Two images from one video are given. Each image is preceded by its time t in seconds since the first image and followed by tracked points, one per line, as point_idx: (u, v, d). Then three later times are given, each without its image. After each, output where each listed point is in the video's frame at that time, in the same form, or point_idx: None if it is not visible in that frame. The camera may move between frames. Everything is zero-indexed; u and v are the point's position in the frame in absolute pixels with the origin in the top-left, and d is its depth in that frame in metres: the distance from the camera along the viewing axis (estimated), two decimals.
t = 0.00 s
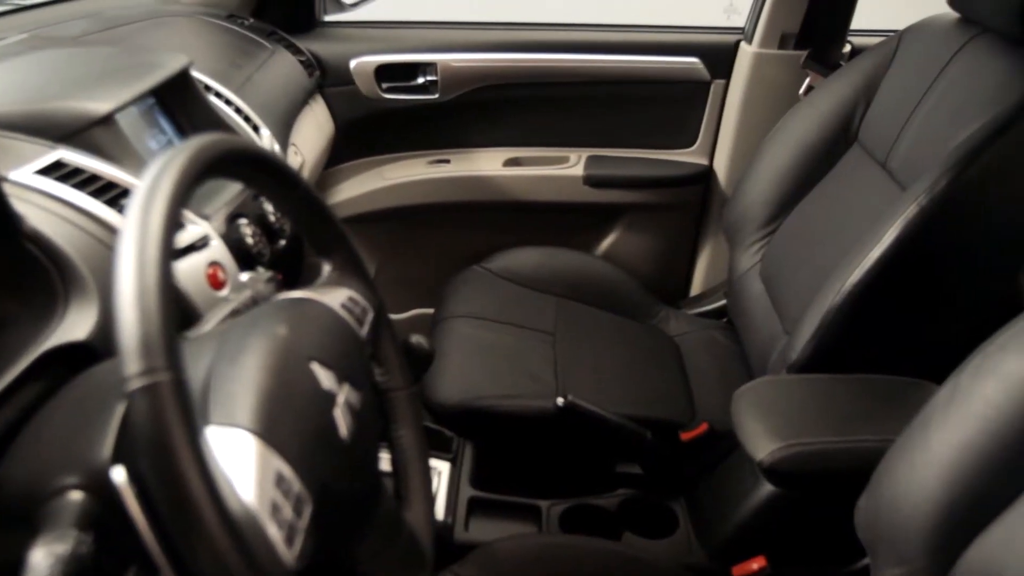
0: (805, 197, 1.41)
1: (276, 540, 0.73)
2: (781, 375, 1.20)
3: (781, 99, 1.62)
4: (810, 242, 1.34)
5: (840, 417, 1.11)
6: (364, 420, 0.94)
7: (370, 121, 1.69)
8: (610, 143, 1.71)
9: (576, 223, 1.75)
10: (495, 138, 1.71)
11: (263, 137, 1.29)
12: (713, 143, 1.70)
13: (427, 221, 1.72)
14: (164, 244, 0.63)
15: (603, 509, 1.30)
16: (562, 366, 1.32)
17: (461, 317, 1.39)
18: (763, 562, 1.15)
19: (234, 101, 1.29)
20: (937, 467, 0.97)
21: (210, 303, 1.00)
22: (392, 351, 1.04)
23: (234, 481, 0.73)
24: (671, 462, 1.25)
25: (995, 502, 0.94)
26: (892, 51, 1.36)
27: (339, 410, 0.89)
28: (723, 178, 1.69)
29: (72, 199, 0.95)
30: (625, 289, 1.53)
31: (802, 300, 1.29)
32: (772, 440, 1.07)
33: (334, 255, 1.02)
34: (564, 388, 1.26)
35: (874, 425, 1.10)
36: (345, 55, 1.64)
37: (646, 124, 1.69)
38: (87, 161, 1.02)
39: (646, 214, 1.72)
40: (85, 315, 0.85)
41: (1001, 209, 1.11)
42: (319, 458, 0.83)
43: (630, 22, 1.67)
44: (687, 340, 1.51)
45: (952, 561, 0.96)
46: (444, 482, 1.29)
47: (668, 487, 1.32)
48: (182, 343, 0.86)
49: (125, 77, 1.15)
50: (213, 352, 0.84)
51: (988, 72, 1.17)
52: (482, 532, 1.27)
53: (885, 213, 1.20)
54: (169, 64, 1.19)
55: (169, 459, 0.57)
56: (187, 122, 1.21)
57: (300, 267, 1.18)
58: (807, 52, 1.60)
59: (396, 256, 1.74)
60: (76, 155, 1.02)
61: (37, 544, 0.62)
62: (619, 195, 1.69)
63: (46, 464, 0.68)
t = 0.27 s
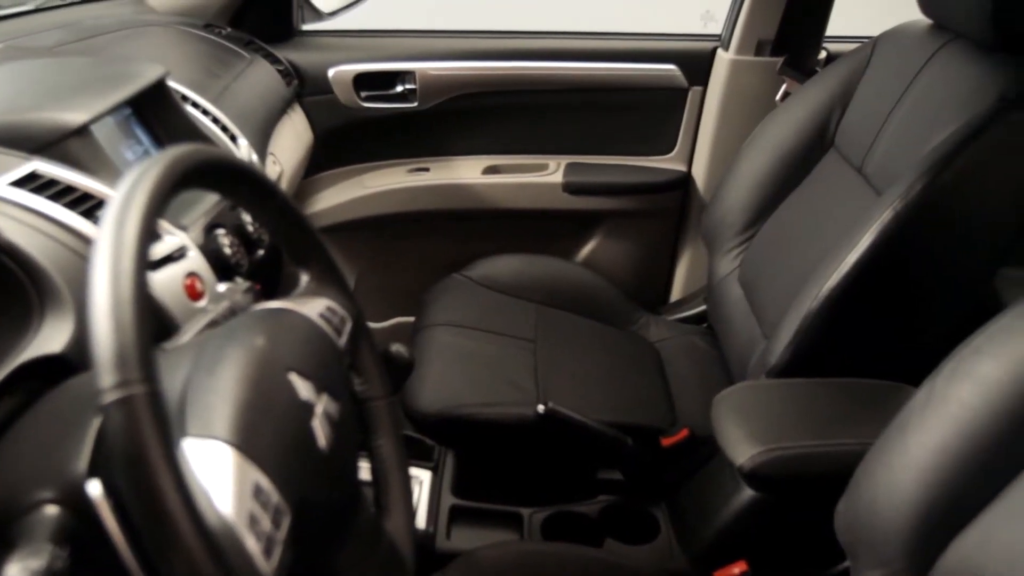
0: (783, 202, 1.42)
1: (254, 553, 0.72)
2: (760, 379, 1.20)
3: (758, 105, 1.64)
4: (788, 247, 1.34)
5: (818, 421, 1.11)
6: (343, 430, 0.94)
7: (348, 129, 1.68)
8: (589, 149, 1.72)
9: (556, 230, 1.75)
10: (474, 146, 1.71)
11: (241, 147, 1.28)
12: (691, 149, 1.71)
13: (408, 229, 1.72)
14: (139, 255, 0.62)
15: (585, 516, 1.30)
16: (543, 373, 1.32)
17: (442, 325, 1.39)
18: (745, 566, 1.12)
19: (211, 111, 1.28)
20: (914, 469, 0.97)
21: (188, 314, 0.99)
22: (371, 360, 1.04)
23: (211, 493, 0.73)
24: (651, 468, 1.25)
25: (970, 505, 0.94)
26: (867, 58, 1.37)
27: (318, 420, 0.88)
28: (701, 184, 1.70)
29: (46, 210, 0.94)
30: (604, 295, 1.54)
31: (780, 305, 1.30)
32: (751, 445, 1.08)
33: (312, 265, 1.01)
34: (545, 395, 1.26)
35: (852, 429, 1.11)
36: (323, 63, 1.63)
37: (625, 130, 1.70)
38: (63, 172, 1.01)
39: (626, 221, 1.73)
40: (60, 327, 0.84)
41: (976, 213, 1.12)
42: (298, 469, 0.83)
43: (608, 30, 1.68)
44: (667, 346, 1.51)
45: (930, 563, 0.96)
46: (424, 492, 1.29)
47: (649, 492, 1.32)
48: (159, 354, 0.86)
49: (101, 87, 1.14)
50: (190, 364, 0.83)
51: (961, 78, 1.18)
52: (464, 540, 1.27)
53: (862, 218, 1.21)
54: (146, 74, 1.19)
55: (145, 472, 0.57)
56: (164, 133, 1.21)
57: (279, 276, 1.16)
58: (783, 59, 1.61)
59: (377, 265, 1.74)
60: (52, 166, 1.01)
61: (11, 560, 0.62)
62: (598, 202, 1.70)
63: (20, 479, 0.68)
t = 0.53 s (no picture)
0: (758, 208, 1.43)
1: (229, 566, 0.72)
2: (736, 385, 1.21)
3: (731, 112, 1.65)
4: (763, 253, 1.35)
5: (794, 425, 1.12)
6: (318, 440, 0.93)
7: (324, 138, 1.67)
8: (565, 157, 1.72)
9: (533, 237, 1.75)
10: (451, 154, 1.71)
11: (215, 158, 1.28)
12: (666, 156, 1.72)
13: (385, 238, 1.71)
14: (109, 268, 0.61)
15: (563, 523, 1.30)
16: (521, 381, 1.32)
17: (419, 334, 1.39)
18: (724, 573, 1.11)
19: (184, 122, 1.28)
20: (890, 472, 0.98)
21: (162, 326, 0.98)
22: (347, 369, 1.04)
23: (184, 506, 0.72)
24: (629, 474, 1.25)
25: (944, 507, 0.95)
26: (839, 64, 1.38)
27: (292, 432, 0.88)
28: (676, 190, 1.71)
29: (16, 223, 0.94)
30: (582, 302, 1.54)
31: (756, 310, 1.31)
32: (728, 450, 1.08)
33: (286, 276, 1.01)
34: (523, 404, 1.26)
35: (828, 432, 1.11)
36: (297, 73, 1.62)
37: (601, 138, 1.71)
38: (33, 184, 1.00)
39: (603, 228, 1.74)
40: (31, 342, 0.84)
41: (947, 217, 1.14)
42: (273, 481, 0.83)
43: (582, 38, 1.69)
44: (645, 352, 1.52)
45: (905, 565, 0.97)
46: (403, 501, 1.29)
47: (627, 498, 1.33)
48: (131, 369, 0.85)
49: (72, 99, 1.13)
50: (163, 377, 0.82)
51: (931, 84, 1.19)
52: (442, 549, 1.27)
53: (835, 223, 1.21)
54: (118, 85, 1.18)
55: (116, 487, 0.56)
56: (137, 144, 1.20)
57: (253, 288, 1.15)
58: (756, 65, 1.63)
59: (354, 274, 1.73)
60: (22, 179, 1.00)
61: None
62: (574, 210, 1.70)
63: None
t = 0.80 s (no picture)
0: (731, 215, 1.44)
1: None
2: (711, 390, 1.21)
3: (703, 120, 1.67)
4: (735, 259, 1.36)
5: (767, 430, 1.13)
6: (290, 453, 0.93)
7: (298, 148, 1.67)
8: (539, 166, 1.73)
9: (507, 246, 1.76)
10: (425, 164, 1.71)
11: (185, 170, 1.27)
12: (639, 163, 1.74)
13: (360, 249, 1.71)
14: (76, 282, 0.61)
15: (540, 531, 1.31)
16: (497, 390, 1.32)
17: (395, 344, 1.39)
18: None
19: (154, 133, 1.27)
20: (863, 475, 0.99)
21: (133, 340, 0.97)
22: (320, 381, 1.03)
23: (155, 521, 0.71)
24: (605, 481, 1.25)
25: (916, 510, 0.96)
26: (808, 71, 1.40)
27: (265, 444, 0.88)
28: (649, 198, 1.73)
29: None
30: (557, 310, 1.55)
31: (729, 316, 1.31)
32: (703, 455, 1.09)
33: (258, 288, 1.01)
34: (498, 412, 1.26)
35: (801, 437, 1.12)
36: (269, 83, 1.61)
37: (575, 145, 1.72)
38: None
39: (576, 236, 1.75)
40: None
41: (914, 222, 1.15)
42: (245, 495, 0.82)
43: (555, 47, 1.70)
44: (621, 360, 1.52)
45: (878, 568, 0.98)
46: (378, 513, 1.28)
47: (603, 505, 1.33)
48: (100, 385, 0.84)
49: (40, 112, 1.12)
50: (133, 391, 0.81)
51: (898, 90, 1.21)
52: (419, 560, 1.27)
53: (806, 228, 1.22)
54: (87, 97, 1.16)
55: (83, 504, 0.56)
56: (107, 156, 1.19)
57: (225, 301, 1.14)
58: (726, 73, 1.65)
59: (329, 284, 1.72)
60: None
61: None
62: (547, 218, 1.71)
63: None
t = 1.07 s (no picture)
0: (703, 221, 1.45)
1: None
2: (685, 397, 1.22)
3: (677, 128, 1.69)
4: (709, 266, 1.37)
5: (742, 435, 1.13)
6: (263, 466, 0.92)
7: (271, 159, 1.65)
8: (513, 175, 1.74)
9: (482, 254, 1.77)
10: (399, 174, 1.71)
11: (157, 182, 1.26)
12: (613, 171, 1.75)
13: (336, 259, 1.71)
14: (42, 297, 0.60)
15: (518, 540, 1.31)
16: (472, 399, 1.32)
17: (370, 355, 1.38)
18: None
19: (124, 145, 1.26)
20: (836, 479, 0.99)
21: (103, 354, 0.96)
22: (293, 394, 1.03)
23: (125, 538, 0.70)
24: (582, 489, 1.26)
25: (887, 515, 0.97)
26: (778, 79, 1.41)
27: (237, 458, 0.87)
28: (623, 205, 1.75)
29: None
30: (532, 319, 1.55)
31: (703, 323, 1.32)
32: (677, 462, 1.09)
33: (230, 301, 1.00)
34: (474, 422, 1.26)
35: (775, 443, 1.13)
36: (240, 94, 1.60)
37: (549, 153, 1.72)
38: None
39: (551, 244, 1.76)
40: None
41: (883, 227, 1.16)
42: (217, 509, 0.81)
43: (527, 56, 1.71)
44: (596, 367, 1.53)
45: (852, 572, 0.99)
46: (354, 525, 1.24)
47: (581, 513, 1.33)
48: (68, 399, 0.82)
49: (8, 124, 1.10)
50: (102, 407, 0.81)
51: (865, 97, 1.22)
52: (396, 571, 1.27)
53: (777, 234, 1.23)
54: (55, 110, 1.14)
55: (50, 521, 0.55)
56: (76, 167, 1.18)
57: (197, 311, 1.07)
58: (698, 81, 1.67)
59: (304, 295, 1.72)
60: None
61: None
62: (521, 227, 1.72)
63: None
